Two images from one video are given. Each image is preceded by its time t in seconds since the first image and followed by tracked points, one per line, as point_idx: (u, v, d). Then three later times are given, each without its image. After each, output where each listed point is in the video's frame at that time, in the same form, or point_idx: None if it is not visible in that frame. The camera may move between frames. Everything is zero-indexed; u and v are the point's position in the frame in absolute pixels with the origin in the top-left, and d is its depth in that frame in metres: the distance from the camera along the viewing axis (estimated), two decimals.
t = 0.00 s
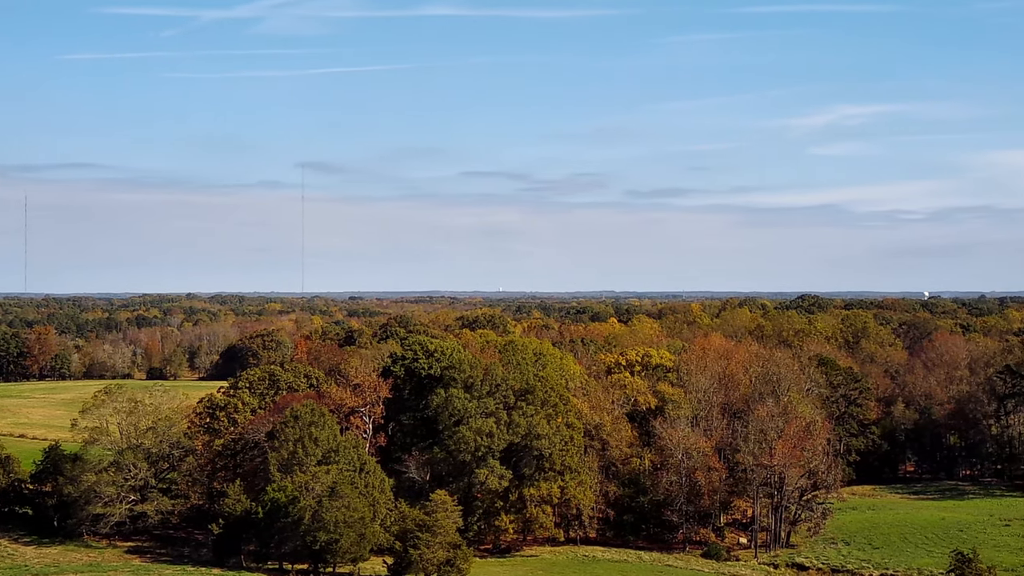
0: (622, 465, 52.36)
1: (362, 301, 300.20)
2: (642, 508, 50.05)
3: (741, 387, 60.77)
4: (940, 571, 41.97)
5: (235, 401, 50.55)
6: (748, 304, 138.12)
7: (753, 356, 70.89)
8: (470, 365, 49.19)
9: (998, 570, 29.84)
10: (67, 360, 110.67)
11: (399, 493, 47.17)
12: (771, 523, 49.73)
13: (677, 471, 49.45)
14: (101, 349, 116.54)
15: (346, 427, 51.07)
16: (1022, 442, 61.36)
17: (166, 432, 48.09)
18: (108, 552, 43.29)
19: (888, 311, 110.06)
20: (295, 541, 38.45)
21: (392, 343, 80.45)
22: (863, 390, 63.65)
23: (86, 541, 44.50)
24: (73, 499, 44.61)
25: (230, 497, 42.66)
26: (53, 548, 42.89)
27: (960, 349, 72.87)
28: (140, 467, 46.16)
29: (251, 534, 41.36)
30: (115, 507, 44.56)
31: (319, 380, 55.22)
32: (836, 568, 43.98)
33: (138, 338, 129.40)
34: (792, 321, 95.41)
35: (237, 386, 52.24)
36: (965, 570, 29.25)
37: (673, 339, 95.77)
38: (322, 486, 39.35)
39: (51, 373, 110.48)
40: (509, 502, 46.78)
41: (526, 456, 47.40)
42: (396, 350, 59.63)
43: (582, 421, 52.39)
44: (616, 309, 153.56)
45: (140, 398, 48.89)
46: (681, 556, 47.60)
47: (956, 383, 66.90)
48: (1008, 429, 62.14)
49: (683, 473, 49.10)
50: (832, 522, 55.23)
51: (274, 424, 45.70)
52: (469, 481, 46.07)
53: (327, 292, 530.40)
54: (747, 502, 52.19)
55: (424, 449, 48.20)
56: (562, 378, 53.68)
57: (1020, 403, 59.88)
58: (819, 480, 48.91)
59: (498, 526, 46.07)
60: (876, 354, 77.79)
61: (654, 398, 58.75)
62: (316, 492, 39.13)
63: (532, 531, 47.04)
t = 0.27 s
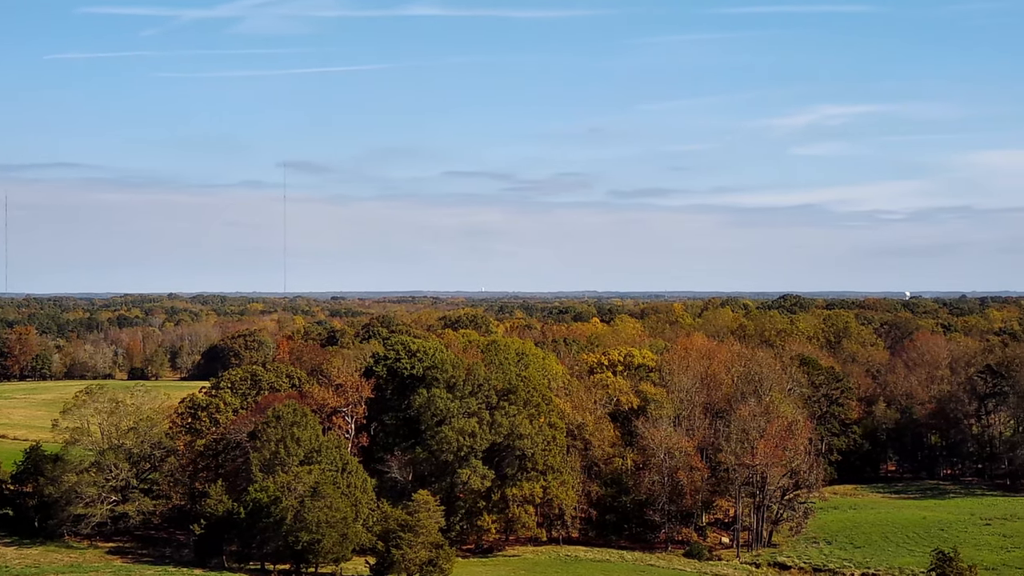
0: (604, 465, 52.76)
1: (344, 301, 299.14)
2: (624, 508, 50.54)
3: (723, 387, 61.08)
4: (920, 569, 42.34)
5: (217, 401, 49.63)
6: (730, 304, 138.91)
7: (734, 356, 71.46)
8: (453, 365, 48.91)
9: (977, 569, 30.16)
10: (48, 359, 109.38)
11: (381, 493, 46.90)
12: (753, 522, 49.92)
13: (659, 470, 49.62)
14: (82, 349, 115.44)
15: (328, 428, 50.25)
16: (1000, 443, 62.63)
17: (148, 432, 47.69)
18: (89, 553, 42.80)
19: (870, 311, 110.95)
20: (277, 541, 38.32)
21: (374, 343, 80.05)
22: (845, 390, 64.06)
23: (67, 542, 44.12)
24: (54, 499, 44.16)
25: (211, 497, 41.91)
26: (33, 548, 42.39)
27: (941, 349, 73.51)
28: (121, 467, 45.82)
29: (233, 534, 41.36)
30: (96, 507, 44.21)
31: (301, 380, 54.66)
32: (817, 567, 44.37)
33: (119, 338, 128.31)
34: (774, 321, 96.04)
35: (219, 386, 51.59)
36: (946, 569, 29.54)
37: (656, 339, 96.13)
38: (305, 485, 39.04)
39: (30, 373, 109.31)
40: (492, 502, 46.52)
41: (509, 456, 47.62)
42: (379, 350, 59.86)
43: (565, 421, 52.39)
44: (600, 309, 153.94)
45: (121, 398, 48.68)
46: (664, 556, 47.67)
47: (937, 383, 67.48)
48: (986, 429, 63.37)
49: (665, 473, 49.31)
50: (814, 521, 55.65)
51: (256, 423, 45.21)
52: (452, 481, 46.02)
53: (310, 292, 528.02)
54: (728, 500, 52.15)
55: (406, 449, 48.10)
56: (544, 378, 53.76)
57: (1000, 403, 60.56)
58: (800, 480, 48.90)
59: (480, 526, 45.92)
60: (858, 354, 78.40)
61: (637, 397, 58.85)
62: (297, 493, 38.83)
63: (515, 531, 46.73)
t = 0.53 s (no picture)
0: (586, 465, 53.02)
1: (327, 302, 298.21)
2: (607, 508, 50.95)
3: (705, 387, 61.32)
4: (902, 569, 42.87)
5: (198, 402, 49.25)
6: (712, 304, 139.79)
7: (716, 355, 72.06)
8: (436, 365, 49.01)
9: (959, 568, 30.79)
10: (29, 361, 108.19)
11: (363, 494, 46.97)
12: (735, 522, 50.60)
13: (642, 471, 49.86)
14: (62, 349, 114.47)
15: (311, 427, 50.89)
16: (981, 442, 64.08)
17: (129, 433, 47.24)
18: (70, 554, 42.59)
19: (851, 311, 112.08)
20: (259, 543, 38.21)
21: (357, 344, 79.87)
22: (826, 390, 64.66)
23: (47, 543, 43.91)
24: (34, 501, 44.07)
25: (193, 498, 41.69)
26: (14, 550, 42.20)
27: (922, 349, 74.30)
28: (102, 468, 45.39)
29: (215, 536, 41.01)
30: (77, 508, 44.00)
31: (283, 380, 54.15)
32: (799, 567, 44.83)
33: (100, 339, 127.32)
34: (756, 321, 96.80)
35: (200, 386, 51.11)
36: (927, 569, 30.20)
37: (638, 339, 96.61)
38: (287, 486, 39.12)
39: (10, 373, 108.24)
40: (474, 503, 46.74)
41: (491, 456, 47.49)
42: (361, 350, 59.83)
43: (547, 421, 52.51)
44: (583, 309, 154.41)
45: (102, 399, 48.43)
46: (646, 556, 48.00)
47: (918, 382, 68.31)
48: (967, 429, 64.68)
49: (647, 473, 49.52)
50: (796, 520, 56.19)
51: (238, 424, 45.01)
52: (434, 481, 46.11)
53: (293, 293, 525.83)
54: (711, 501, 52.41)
55: (388, 450, 47.81)
56: (526, 378, 53.93)
57: (980, 403, 61.29)
58: (783, 479, 49.54)
59: (463, 526, 46.05)
60: (839, 354, 79.12)
61: (619, 398, 59.26)
62: (280, 493, 38.86)
63: (498, 531, 47.08)
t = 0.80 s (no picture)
0: (569, 465, 53.17)
1: (311, 302, 297.24)
2: (589, 507, 51.48)
3: (687, 387, 61.59)
4: (883, 568, 43.46)
5: (180, 403, 49.17)
6: (694, 304, 140.70)
7: (698, 355, 72.73)
8: (419, 365, 49.31)
9: (939, 567, 31.44)
10: (10, 361, 107.20)
11: (346, 494, 47.59)
12: (717, 522, 51.22)
13: (624, 471, 50.34)
14: (43, 349, 113.59)
15: (292, 429, 50.56)
16: (962, 442, 64.51)
17: (111, 433, 47.09)
18: (51, 555, 42.40)
19: (833, 311, 113.16)
20: (240, 543, 38.10)
21: (341, 344, 79.74)
22: (808, 389, 65.49)
23: (28, 544, 43.62)
24: (14, 502, 43.71)
25: (175, 498, 41.98)
26: None
27: (903, 349, 75.28)
28: (83, 469, 45.16)
29: (196, 536, 41.21)
30: (58, 509, 43.62)
31: (266, 381, 53.90)
32: (781, 566, 45.36)
33: (81, 339, 126.40)
34: (738, 321, 97.56)
35: (182, 387, 50.88)
36: (909, 569, 30.85)
37: (620, 340, 97.07)
38: (269, 486, 39.00)
39: None
40: (457, 503, 46.73)
41: (474, 457, 47.63)
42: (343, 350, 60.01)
43: (530, 421, 52.92)
44: (566, 309, 154.90)
45: (83, 400, 48.28)
46: (630, 556, 48.37)
47: (900, 382, 69.26)
48: (948, 428, 65.20)
49: (630, 473, 50.07)
50: (778, 520, 56.79)
51: (220, 424, 45.12)
52: (416, 482, 46.44)
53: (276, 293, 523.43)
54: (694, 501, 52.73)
55: (371, 450, 48.26)
56: (509, 378, 54.07)
57: (961, 403, 62.15)
58: (765, 480, 49.43)
59: (446, 526, 46.15)
60: (821, 354, 79.87)
61: (601, 397, 59.55)
62: (262, 494, 38.77)
63: (479, 531, 47.02)
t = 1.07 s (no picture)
0: (552, 465, 53.07)
1: (294, 302, 295.67)
2: (571, 507, 51.21)
3: (669, 387, 61.68)
4: (865, 567, 43.69)
5: (162, 403, 48.78)
6: (676, 304, 141.17)
7: (678, 355, 73.37)
8: (401, 365, 49.00)
9: (920, 565, 31.69)
10: None
11: (328, 494, 47.25)
12: (700, 522, 51.39)
13: (607, 471, 50.51)
14: (21, 350, 112.23)
15: (274, 429, 49.91)
16: (942, 441, 65.37)
17: (92, 434, 46.16)
18: (31, 556, 41.81)
19: (815, 311, 113.76)
20: (222, 544, 37.65)
21: (322, 344, 79.15)
22: (790, 389, 65.89)
23: (7, 545, 43.09)
24: None
25: (156, 498, 41.05)
26: None
27: (884, 349, 75.76)
28: (64, 469, 44.31)
29: (177, 537, 40.62)
30: (38, 510, 43.15)
31: (248, 381, 53.75)
32: (763, 566, 45.51)
33: (61, 339, 125.01)
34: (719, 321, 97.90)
35: (163, 388, 50.40)
36: (891, 567, 31.03)
37: (602, 340, 97.16)
38: (251, 487, 38.46)
39: None
40: (439, 503, 46.42)
41: (456, 457, 47.59)
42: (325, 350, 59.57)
43: (513, 421, 52.68)
44: (550, 309, 154.93)
45: (64, 400, 47.46)
46: (613, 556, 48.36)
47: (881, 381, 69.69)
48: (929, 428, 65.93)
49: (612, 473, 50.22)
50: (760, 519, 57.03)
51: (202, 425, 44.53)
52: (399, 482, 46.00)
53: (259, 293, 520.36)
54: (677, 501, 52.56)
55: (353, 450, 48.04)
56: (491, 377, 53.89)
57: (943, 402, 62.77)
58: (746, 479, 49.94)
59: (428, 527, 45.90)
60: (803, 354, 80.29)
61: (584, 397, 59.55)
62: (244, 494, 38.22)
63: (462, 531, 46.81)
